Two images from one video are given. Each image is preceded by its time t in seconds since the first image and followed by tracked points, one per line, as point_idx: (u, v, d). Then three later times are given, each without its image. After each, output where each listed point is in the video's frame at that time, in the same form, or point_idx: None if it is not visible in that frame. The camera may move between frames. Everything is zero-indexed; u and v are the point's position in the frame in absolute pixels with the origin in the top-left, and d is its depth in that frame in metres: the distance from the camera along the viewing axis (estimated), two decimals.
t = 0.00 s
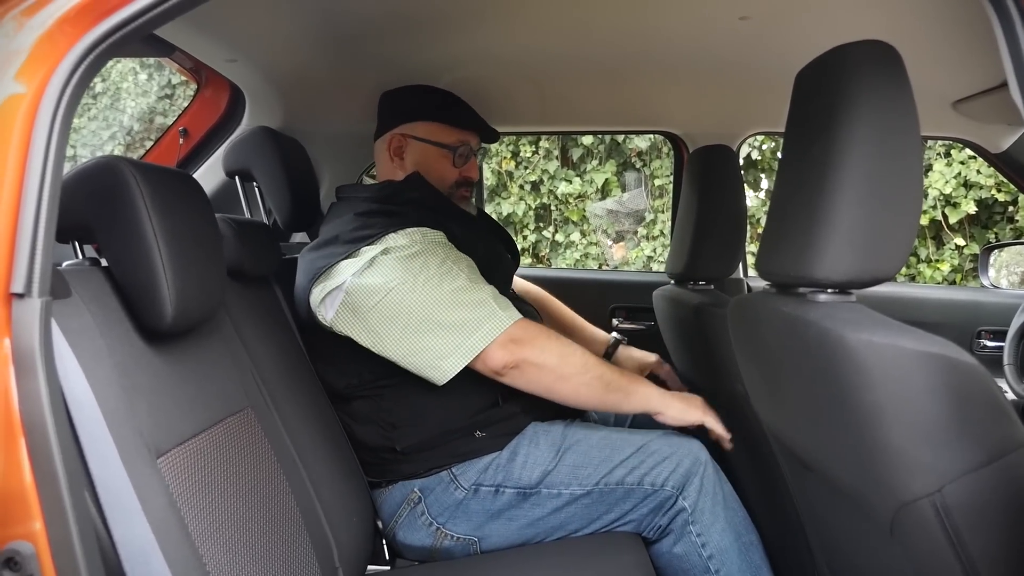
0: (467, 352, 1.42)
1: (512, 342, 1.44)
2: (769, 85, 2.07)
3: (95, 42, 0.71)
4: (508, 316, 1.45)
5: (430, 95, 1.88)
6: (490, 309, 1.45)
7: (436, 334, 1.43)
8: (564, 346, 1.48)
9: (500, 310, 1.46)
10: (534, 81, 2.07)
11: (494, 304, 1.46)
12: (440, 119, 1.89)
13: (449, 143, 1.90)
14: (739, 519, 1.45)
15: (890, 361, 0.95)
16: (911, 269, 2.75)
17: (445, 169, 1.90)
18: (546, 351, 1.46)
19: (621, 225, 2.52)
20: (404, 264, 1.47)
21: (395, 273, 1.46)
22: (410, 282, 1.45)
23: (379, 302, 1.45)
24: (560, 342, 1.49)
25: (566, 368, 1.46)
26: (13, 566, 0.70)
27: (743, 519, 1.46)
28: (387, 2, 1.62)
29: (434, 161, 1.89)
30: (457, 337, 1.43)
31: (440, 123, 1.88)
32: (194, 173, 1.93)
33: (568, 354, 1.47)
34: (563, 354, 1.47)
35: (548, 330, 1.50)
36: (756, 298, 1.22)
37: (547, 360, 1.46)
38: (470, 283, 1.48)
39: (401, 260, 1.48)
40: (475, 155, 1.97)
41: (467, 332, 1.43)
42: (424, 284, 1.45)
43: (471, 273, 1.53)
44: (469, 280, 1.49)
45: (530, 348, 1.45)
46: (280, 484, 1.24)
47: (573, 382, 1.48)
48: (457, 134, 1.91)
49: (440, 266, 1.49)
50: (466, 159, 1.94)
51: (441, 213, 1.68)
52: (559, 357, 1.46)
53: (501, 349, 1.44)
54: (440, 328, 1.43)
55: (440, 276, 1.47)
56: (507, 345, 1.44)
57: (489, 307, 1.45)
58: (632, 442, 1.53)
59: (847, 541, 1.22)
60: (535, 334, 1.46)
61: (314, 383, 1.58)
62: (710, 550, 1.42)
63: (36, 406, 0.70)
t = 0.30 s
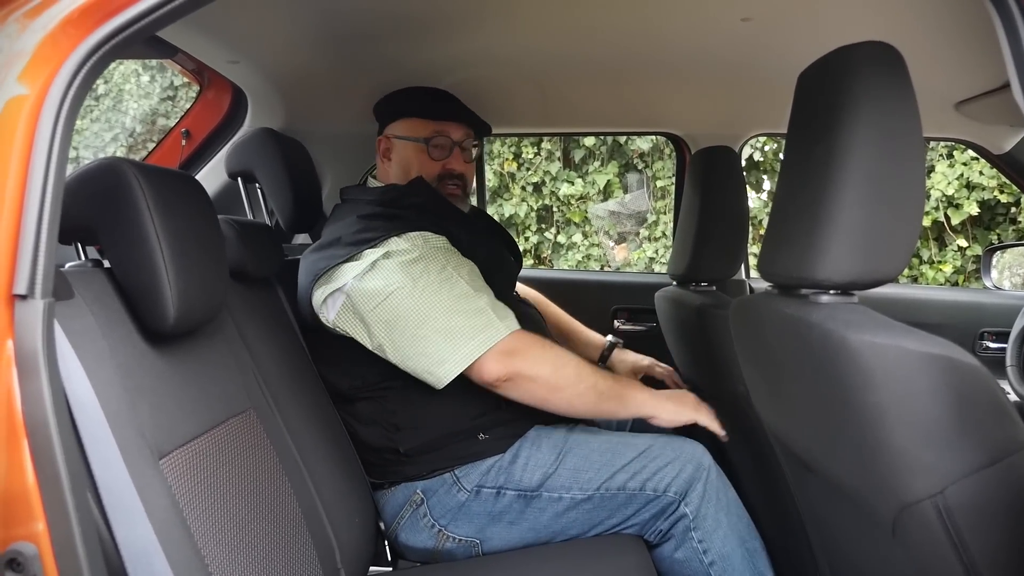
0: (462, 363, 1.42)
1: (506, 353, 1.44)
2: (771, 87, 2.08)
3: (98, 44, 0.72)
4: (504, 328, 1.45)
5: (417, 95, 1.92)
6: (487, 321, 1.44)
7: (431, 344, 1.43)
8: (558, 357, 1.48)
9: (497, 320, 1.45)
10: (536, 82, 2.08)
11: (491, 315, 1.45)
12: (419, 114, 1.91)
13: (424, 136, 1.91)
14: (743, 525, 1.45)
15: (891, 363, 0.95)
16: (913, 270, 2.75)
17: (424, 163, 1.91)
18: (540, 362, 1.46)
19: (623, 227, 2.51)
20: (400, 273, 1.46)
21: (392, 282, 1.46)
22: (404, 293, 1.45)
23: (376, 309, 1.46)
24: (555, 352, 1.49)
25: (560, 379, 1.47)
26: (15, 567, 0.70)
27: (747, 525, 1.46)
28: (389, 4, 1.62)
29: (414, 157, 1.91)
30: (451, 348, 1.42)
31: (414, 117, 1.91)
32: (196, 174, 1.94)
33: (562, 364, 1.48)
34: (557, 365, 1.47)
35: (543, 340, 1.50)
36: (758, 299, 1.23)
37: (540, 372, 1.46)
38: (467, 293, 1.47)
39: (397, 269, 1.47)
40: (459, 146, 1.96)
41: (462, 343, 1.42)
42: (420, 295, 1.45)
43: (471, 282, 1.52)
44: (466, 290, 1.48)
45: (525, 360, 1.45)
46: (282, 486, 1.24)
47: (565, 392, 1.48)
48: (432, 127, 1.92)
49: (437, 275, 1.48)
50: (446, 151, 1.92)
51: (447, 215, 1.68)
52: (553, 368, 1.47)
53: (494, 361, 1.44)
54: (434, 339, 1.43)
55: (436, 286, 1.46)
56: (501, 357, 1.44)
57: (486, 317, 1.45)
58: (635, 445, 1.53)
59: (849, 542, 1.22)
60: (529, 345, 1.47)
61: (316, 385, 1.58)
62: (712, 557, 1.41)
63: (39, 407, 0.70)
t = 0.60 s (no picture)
0: (432, 374, 1.42)
1: (474, 366, 1.44)
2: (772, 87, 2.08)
3: (98, 42, 0.72)
4: (477, 341, 1.45)
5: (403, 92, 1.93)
6: (459, 334, 1.44)
7: (403, 353, 1.44)
8: (527, 373, 1.48)
9: (471, 334, 1.45)
10: (535, 82, 2.08)
11: (465, 327, 1.45)
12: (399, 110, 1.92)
13: (399, 132, 1.91)
14: (742, 529, 1.44)
15: (890, 361, 0.95)
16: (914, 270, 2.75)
17: (400, 159, 1.91)
18: (505, 378, 1.45)
19: (623, 227, 2.51)
20: (375, 284, 1.48)
21: (367, 292, 1.48)
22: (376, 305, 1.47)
23: (354, 315, 1.49)
24: (525, 369, 1.48)
25: (525, 397, 1.46)
26: (14, 565, 0.70)
27: (747, 529, 1.45)
28: (389, 3, 1.62)
29: (391, 153, 1.91)
30: (421, 358, 1.43)
31: (391, 114, 1.92)
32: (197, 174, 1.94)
33: (530, 381, 1.47)
34: (523, 381, 1.46)
35: (515, 356, 1.50)
36: (757, 298, 1.23)
37: (506, 387, 1.45)
38: (441, 304, 1.46)
39: (373, 278, 1.48)
40: (436, 141, 1.95)
41: (432, 354, 1.42)
42: (393, 306, 1.46)
43: (449, 292, 1.51)
44: (442, 300, 1.47)
45: (490, 374, 1.45)
46: (282, 484, 1.24)
47: (532, 411, 1.47)
48: (408, 122, 1.92)
49: (413, 286, 1.48)
50: (421, 145, 1.92)
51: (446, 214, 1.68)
52: (519, 384, 1.46)
53: (462, 373, 1.44)
54: (405, 349, 1.44)
55: (410, 297, 1.46)
56: (468, 369, 1.44)
57: (459, 330, 1.44)
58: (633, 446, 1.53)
59: (848, 542, 1.22)
60: (497, 361, 1.46)
61: (316, 385, 1.58)
62: (710, 560, 1.40)
63: (38, 405, 0.70)
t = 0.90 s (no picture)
0: (430, 373, 1.43)
1: (475, 362, 1.45)
2: (771, 86, 2.08)
3: (98, 40, 0.72)
4: (475, 339, 1.45)
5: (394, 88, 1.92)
6: (456, 333, 1.44)
7: (401, 350, 1.44)
8: (528, 371, 1.48)
9: (469, 331, 1.45)
10: (534, 81, 2.08)
11: (463, 325, 1.45)
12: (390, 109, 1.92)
13: (387, 132, 1.92)
14: (743, 532, 1.43)
15: (889, 360, 0.95)
16: (914, 270, 2.76)
17: (388, 158, 1.92)
18: (506, 373, 1.46)
19: (623, 226, 2.50)
20: (373, 281, 1.48)
21: (365, 290, 1.48)
22: (376, 302, 1.47)
23: (351, 313, 1.49)
24: (526, 367, 1.49)
25: (525, 393, 1.46)
26: (14, 564, 0.69)
27: (748, 532, 1.44)
28: (388, 2, 1.62)
29: (379, 153, 1.92)
30: (419, 356, 1.43)
31: (378, 114, 1.92)
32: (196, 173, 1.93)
33: (530, 378, 1.47)
34: (523, 378, 1.47)
35: (516, 354, 1.51)
36: (757, 297, 1.23)
37: (507, 383, 1.46)
38: (439, 302, 1.47)
39: (370, 278, 1.48)
40: (424, 139, 1.95)
41: (430, 353, 1.43)
42: (391, 304, 1.46)
43: (446, 290, 1.51)
44: (440, 299, 1.47)
45: (491, 369, 1.46)
46: (282, 483, 1.24)
47: (531, 409, 1.47)
48: (395, 121, 1.92)
49: (411, 284, 1.48)
50: (409, 144, 1.92)
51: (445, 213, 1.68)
52: (520, 380, 1.46)
53: (462, 368, 1.45)
54: (404, 346, 1.44)
55: (408, 295, 1.46)
56: (469, 364, 1.45)
57: (457, 328, 1.45)
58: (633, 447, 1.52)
59: (848, 540, 1.22)
60: (498, 357, 1.47)
61: (316, 384, 1.58)
62: (708, 564, 1.40)
63: (38, 404, 0.70)
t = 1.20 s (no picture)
0: (429, 374, 1.43)
1: (473, 364, 1.45)
2: (770, 85, 2.08)
3: (96, 39, 0.72)
4: (474, 339, 1.45)
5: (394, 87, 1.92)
6: (455, 333, 1.44)
7: (400, 351, 1.44)
8: (526, 371, 1.48)
9: (468, 331, 1.45)
10: (534, 80, 2.08)
11: (462, 326, 1.45)
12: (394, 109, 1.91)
13: (390, 132, 1.92)
14: (743, 532, 1.43)
15: (889, 359, 0.95)
16: (912, 268, 2.69)
17: (391, 159, 1.92)
18: (504, 374, 1.46)
19: (623, 225, 2.49)
20: (373, 281, 1.48)
21: (364, 290, 1.48)
22: (375, 302, 1.47)
23: (351, 313, 1.49)
24: (525, 367, 1.49)
25: (523, 394, 1.46)
26: (14, 563, 0.69)
27: (748, 532, 1.44)
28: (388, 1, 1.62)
29: (382, 153, 1.92)
30: (418, 356, 1.43)
31: (382, 114, 1.91)
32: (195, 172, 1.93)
33: (528, 379, 1.47)
34: (521, 378, 1.47)
35: (515, 355, 1.51)
36: (757, 295, 1.23)
37: (505, 384, 1.46)
38: (439, 303, 1.47)
39: (369, 278, 1.48)
40: (427, 141, 1.95)
41: (428, 353, 1.43)
42: (390, 304, 1.46)
43: (446, 291, 1.51)
44: (439, 299, 1.47)
45: (489, 370, 1.46)
46: (282, 482, 1.24)
47: (529, 410, 1.47)
48: (398, 122, 1.92)
49: (410, 284, 1.48)
50: (412, 145, 1.92)
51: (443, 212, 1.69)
52: (518, 381, 1.46)
53: (461, 369, 1.45)
54: (403, 346, 1.44)
55: (407, 295, 1.46)
56: (467, 366, 1.45)
57: (456, 329, 1.45)
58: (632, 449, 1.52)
59: (848, 539, 1.22)
60: (497, 358, 1.47)
61: (316, 383, 1.58)
62: (708, 564, 1.40)
63: (37, 403, 0.70)
